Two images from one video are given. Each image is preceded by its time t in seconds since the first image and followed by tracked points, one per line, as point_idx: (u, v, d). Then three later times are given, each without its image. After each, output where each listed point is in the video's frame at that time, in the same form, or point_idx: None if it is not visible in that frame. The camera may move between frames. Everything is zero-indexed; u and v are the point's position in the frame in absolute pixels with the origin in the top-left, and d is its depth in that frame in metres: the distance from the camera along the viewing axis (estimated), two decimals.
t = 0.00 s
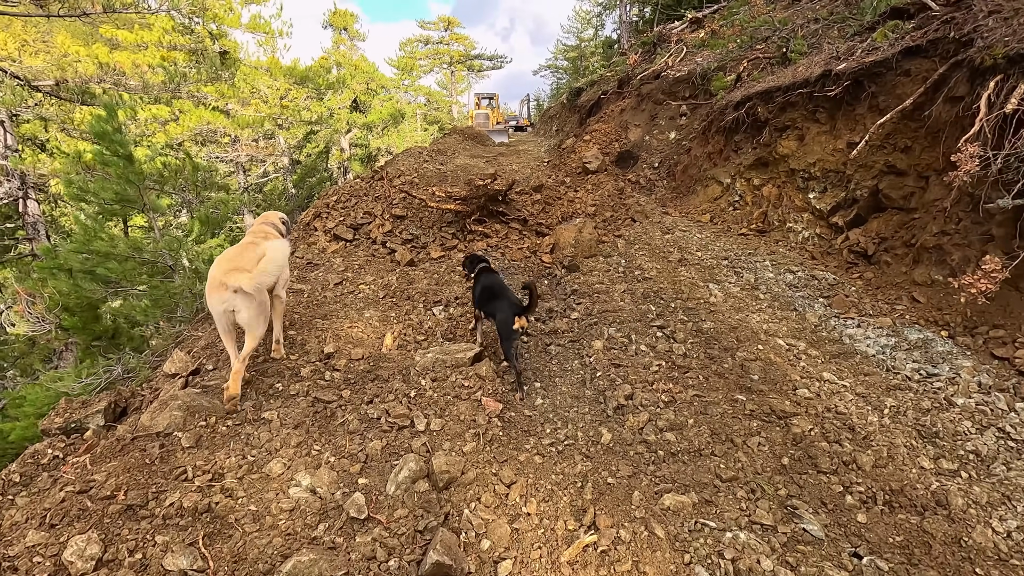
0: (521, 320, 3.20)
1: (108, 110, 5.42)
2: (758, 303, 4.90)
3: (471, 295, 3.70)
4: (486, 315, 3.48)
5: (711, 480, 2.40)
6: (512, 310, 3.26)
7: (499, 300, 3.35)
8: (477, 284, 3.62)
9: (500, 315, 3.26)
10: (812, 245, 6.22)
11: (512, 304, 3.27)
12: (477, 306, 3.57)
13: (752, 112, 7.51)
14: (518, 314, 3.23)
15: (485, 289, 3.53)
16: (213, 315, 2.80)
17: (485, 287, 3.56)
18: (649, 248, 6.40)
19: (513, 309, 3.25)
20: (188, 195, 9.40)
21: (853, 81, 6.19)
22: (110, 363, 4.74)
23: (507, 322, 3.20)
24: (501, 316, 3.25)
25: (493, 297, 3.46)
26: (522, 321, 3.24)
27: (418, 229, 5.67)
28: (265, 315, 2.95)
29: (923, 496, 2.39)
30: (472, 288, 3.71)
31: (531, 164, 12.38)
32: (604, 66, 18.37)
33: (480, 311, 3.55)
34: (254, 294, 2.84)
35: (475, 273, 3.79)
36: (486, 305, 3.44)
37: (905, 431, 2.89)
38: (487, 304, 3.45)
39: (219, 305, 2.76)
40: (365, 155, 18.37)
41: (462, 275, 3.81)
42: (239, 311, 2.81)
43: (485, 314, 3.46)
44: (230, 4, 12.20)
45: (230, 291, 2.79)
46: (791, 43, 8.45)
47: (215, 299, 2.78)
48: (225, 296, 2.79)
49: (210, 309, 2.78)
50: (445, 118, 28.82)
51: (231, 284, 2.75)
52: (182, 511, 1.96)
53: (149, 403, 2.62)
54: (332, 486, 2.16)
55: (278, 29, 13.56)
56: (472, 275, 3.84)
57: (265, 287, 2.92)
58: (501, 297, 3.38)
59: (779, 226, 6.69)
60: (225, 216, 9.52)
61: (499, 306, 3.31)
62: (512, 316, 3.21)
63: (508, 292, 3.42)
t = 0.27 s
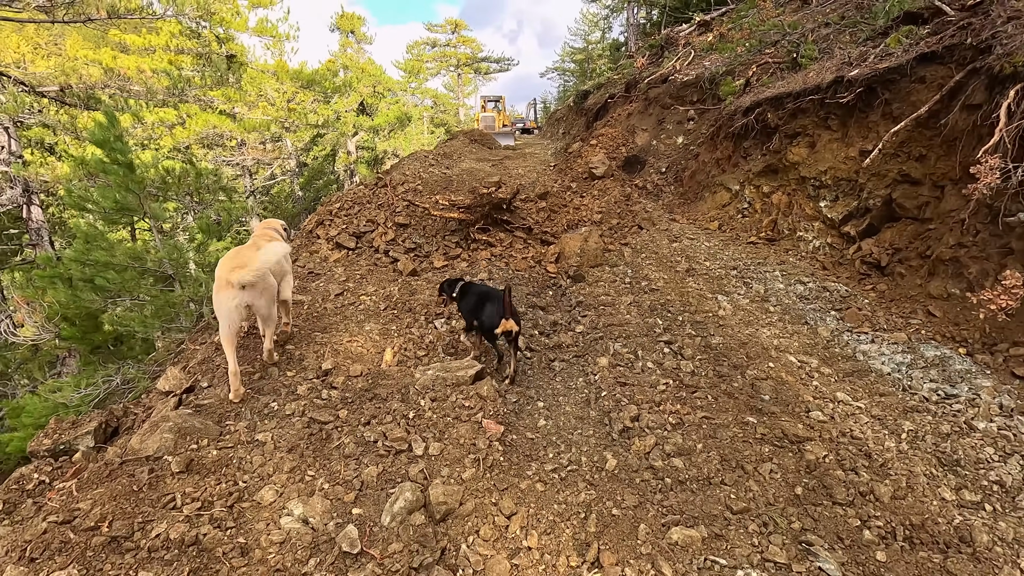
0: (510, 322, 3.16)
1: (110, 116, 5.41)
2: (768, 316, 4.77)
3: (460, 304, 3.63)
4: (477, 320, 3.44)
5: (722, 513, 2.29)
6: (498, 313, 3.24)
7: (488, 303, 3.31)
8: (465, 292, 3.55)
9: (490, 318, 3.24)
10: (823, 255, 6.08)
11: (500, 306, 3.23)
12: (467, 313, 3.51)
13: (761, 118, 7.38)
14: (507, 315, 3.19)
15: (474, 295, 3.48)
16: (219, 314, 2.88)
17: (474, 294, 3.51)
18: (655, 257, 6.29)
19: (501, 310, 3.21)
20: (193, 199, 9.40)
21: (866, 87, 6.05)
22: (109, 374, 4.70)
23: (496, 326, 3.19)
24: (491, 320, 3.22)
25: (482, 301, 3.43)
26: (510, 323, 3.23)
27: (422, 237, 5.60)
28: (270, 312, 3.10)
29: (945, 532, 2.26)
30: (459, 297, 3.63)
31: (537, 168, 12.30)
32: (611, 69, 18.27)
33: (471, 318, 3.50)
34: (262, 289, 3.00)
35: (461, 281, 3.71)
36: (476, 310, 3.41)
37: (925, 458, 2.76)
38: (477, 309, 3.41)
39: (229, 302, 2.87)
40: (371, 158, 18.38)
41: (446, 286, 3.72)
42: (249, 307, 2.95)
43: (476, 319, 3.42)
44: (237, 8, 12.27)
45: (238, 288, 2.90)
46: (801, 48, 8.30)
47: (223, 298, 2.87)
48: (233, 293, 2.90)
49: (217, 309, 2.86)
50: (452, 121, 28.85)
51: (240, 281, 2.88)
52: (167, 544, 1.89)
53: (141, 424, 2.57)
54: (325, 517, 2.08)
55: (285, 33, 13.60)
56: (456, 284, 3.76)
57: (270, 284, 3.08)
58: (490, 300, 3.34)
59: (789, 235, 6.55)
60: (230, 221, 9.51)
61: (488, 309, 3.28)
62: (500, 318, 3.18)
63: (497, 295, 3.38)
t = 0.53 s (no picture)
0: (505, 316, 3.19)
1: (109, 117, 5.37)
2: (779, 323, 4.62)
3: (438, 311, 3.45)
4: (465, 324, 3.35)
5: (735, 537, 2.15)
6: (494, 309, 3.22)
7: (478, 303, 3.24)
8: (444, 297, 3.40)
9: (484, 315, 3.19)
10: (835, 260, 5.92)
11: (492, 303, 3.22)
12: (452, 319, 3.38)
13: (770, 119, 7.22)
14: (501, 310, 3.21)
15: (456, 300, 3.36)
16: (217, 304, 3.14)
17: (455, 298, 3.39)
18: (662, 261, 6.15)
19: (493, 307, 3.21)
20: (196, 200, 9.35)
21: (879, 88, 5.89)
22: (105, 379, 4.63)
23: (492, 321, 3.17)
24: (487, 319, 3.17)
25: (467, 303, 3.34)
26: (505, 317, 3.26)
27: (423, 240, 5.49)
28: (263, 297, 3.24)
29: (976, 560, 2.11)
30: (437, 304, 3.45)
31: (541, 170, 12.18)
32: (617, 70, 18.12)
33: (457, 323, 3.38)
34: (254, 278, 3.19)
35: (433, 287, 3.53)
36: (465, 314, 3.30)
37: (950, 478, 2.60)
38: (464, 313, 3.31)
39: (223, 292, 3.10)
40: (376, 159, 18.34)
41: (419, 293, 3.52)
42: (244, 295, 3.17)
43: (466, 323, 3.32)
44: (241, 8, 12.29)
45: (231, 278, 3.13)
46: (811, 48, 8.14)
47: (219, 289, 3.11)
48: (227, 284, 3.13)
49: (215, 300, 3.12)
50: (457, 123, 28.81)
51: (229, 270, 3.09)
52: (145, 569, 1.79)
53: (127, 436, 2.48)
54: (314, 539, 1.97)
55: (289, 34, 13.59)
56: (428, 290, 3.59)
57: (263, 271, 3.28)
58: (477, 301, 3.27)
59: (799, 239, 6.39)
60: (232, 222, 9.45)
61: (480, 310, 3.22)
62: (496, 315, 3.17)
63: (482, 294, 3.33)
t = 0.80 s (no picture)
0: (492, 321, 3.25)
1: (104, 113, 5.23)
2: (793, 331, 4.43)
3: (415, 311, 3.38)
4: (444, 325, 3.32)
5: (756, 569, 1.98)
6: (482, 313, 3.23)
7: (463, 306, 3.24)
8: (424, 298, 3.36)
9: (471, 318, 3.18)
10: (849, 264, 5.71)
11: (478, 307, 3.24)
12: (431, 319, 3.33)
13: (781, 119, 7.03)
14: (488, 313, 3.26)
15: (436, 300, 3.32)
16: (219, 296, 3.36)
17: (435, 299, 3.34)
18: (669, 265, 5.97)
19: (480, 310, 3.24)
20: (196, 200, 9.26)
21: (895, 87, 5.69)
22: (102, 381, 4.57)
23: (481, 324, 3.17)
24: (473, 321, 3.17)
25: (448, 304, 3.32)
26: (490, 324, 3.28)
27: (424, 242, 5.34)
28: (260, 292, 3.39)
29: None
30: (415, 303, 3.38)
31: (546, 171, 12.02)
32: (622, 72, 17.96)
33: (437, 323, 3.33)
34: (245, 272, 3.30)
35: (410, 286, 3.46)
36: (447, 315, 3.27)
37: (987, 502, 2.41)
38: (445, 314, 3.29)
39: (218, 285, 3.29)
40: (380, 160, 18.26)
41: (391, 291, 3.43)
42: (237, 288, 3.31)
43: (447, 323, 3.29)
44: (245, 8, 12.17)
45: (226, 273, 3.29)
46: (823, 47, 7.94)
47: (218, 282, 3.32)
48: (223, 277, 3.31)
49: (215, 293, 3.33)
50: (462, 124, 28.73)
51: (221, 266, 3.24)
52: None
53: (104, 450, 2.33)
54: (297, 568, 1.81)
55: (294, 34, 13.50)
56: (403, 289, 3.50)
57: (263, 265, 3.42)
58: (462, 303, 3.28)
59: (812, 242, 6.19)
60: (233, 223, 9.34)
61: (466, 312, 3.21)
62: (484, 318, 3.19)
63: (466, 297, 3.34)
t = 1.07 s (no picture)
0: (465, 328, 3.11)
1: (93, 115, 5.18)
2: (808, 343, 4.22)
3: (390, 317, 3.24)
4: (419, 331, 3.19)
5: None
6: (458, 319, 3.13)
7: (437, 311, 3.12)
8: (398, 302, 3.23)
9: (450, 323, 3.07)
10: (864, 273, 5.50)
11: (453, 312, 3.12)
12: (406, 326, 3.20)
13: (792, 122, 6.83)
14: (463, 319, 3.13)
15: (412, 304, 3.19)
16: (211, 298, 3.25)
17: (410, 304, 3.21)
18: (677, 272, 5.78)
19: (455, 316, 3.11)
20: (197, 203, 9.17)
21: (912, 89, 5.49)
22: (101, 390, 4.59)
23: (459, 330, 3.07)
24: (445, 327, 3.05)
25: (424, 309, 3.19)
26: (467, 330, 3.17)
27: (423, 248, 5.19)
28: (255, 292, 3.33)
29: None
30: (388, 308, 3.24)
31: (551, 175, 11.85)
32: (629, 74, 17.80)
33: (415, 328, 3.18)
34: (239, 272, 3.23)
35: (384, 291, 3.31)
36: (421, 320, 3.14)
37: None
38: (420, 320, 3.16)
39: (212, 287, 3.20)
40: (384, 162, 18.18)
41: (362, 299, 3.24)
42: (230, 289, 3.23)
43: (421, 329, 3.16)
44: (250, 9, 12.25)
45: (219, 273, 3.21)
46: (835, 48, 7.74)
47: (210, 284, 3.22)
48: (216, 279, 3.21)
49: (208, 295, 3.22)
50: (467, 127, 28.66)
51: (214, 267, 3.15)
52: None
53: (73, 474, 2.18)
54: None
55: (298, 36, 13.47)
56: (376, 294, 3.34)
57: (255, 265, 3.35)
58: (436, 309, 3.16)
59: (824, 249, 5.98)
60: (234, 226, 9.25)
61: (439, 317, 3.09)
62: (455, 325, 3.06)
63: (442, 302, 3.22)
